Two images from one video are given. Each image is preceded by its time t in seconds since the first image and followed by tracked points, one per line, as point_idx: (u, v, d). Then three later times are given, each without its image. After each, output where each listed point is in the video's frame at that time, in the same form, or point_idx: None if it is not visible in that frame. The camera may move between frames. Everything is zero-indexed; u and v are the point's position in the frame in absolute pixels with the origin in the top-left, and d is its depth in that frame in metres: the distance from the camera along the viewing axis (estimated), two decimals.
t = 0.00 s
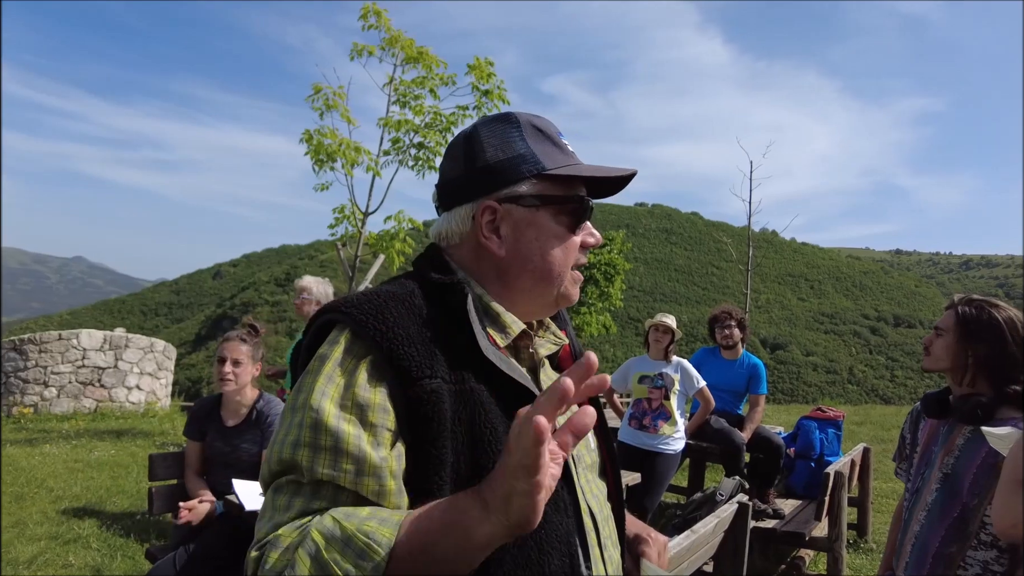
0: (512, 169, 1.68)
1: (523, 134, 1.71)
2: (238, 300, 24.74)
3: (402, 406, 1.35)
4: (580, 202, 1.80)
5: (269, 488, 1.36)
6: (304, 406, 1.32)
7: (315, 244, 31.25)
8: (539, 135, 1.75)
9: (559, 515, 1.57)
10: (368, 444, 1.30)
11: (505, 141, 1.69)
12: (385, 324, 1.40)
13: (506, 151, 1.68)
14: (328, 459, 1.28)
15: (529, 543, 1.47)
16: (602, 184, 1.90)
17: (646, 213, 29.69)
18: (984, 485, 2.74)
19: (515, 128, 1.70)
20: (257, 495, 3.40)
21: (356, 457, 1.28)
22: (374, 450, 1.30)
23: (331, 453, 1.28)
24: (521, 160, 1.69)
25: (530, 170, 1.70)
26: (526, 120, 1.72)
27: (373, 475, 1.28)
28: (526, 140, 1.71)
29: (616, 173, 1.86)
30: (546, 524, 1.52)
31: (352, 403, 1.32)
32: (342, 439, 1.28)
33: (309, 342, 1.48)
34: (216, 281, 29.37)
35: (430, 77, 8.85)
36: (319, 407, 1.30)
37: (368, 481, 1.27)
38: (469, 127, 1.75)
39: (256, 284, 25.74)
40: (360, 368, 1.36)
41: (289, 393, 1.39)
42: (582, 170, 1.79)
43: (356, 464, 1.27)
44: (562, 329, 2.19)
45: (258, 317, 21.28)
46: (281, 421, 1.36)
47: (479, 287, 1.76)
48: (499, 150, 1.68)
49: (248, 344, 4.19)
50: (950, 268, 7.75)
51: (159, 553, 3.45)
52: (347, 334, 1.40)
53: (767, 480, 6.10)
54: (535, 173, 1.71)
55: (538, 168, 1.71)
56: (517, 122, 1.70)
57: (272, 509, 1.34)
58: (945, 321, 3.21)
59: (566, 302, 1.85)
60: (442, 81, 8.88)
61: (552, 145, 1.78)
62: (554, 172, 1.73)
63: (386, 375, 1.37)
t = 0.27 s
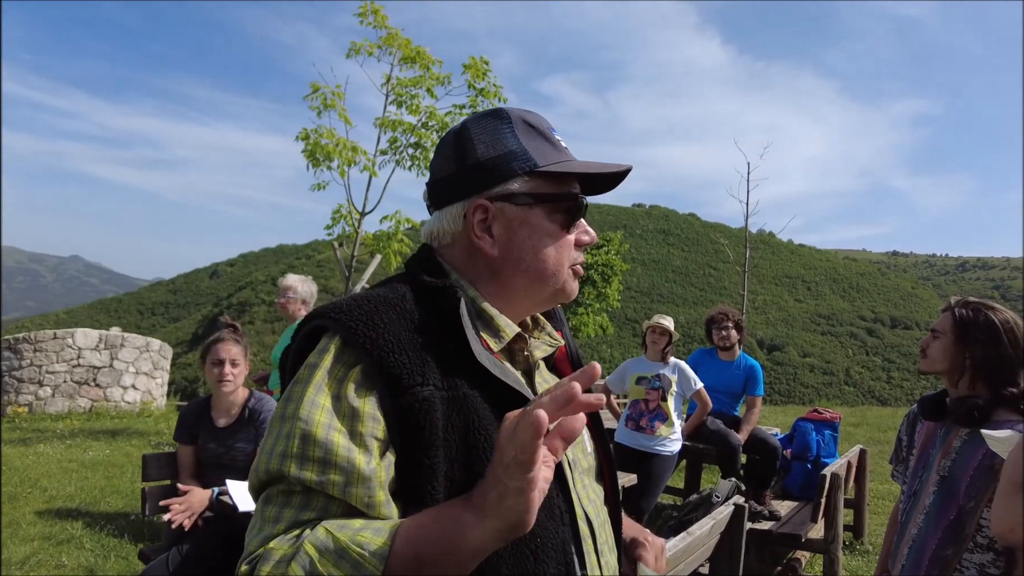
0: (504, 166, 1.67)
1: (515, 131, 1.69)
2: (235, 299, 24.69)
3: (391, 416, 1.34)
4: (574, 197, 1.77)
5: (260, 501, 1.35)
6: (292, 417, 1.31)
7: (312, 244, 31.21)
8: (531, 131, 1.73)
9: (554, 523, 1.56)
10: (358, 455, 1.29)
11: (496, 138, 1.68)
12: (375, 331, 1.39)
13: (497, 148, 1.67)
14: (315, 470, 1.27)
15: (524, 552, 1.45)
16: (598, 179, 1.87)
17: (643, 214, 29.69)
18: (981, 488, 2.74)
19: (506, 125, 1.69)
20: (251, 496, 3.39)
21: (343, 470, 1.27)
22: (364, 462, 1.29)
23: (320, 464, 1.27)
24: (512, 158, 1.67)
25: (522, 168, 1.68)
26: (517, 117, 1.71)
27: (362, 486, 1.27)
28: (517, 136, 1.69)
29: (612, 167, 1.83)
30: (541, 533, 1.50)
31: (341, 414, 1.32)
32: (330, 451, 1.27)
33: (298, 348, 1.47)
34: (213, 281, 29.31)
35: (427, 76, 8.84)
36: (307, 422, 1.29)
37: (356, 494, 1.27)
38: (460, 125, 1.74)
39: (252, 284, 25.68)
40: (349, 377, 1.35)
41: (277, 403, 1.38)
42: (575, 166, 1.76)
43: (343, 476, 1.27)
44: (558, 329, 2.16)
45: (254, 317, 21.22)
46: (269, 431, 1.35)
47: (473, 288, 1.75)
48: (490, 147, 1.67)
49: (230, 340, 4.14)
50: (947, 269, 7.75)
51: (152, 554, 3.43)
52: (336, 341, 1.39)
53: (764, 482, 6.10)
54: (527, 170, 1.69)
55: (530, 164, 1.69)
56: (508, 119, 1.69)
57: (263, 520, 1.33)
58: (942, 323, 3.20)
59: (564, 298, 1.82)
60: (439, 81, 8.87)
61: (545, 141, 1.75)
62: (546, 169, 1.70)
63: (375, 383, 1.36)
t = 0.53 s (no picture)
0: (515, 170, 1.68)
1: (530, 136, 1.71)
2: (235, 299, 24.70)
3: (383, 415, 1.34)
4: (581, 210, 1.78)
5: (251, 497, 1.36)
6: (283, 415, 1.31)
7: (312, 243, 31.22)
8: (546, 139, 1.74)
9: (549, 524, 1.56)
10: (347, 454, 1.29)
11: (511, 142, 1.68)
12: (370, 330, 1.39)
13: (512, 152, 1.68)
14: (302, 466, 1.27)
15: (517, 552, 1.46)
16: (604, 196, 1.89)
17: (644, 215, 29.68)
18: (978, 490, 2.74)
19: (522, 130, 1.70)
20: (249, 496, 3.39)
21: (330, 467, 1.27)
22: (353, 461, 1.29)
23: (306, 462, 1.27)
24: (525, 164, 1.69)
25: (534, 174, 1.69)
26: (533, 122, 1.72)
27: (350, 486, 1.27)
28: (532, 142, 1.70)
29: (621, 186, 1.85)
30: (535, 534, 1.51)
31: (330, 412, 1.32)
32: (318, 448, 1.27)
33: (294, 347, 1.47)
34: (213, 280, 29.32)
35: (427, 76, 8.84)
36: (296, 420, 1.29)
37: (342, 493, 1.27)
38: (474, 122, 1.74)
39: (253, 283, 25.68)
40: (341, 376, 1.36)
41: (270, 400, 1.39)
42: (586, 179, 1.77)
43: (329, 474, 1.27)
44: (556, 332, 2.17)
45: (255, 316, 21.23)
46: (261, 428, 1.36)
47: (471, 288, 1.74)
48: (504, 150, 1.68)
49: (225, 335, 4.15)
50: (948, 272, 7.76)
51: (150, 553, 3.44)
52: (331, 339, 1.39)
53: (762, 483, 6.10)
54: (538, 177, 1.70)
55: (542, 173, 1.70)
56: (525, 123, 1.70)
57: (253, 516, 1.35)
58: (940, 325, 3.19)
59: (559, 308, 1.83)
60: (439, 80, 8.87)
61: (558, 150, 1.76)
62: (558, 177, 1.72)
63: (368, 383, 1.36)
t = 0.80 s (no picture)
0: (521, 175, 1.69)
1: (534, 142, 1.72)
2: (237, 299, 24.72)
3: (390, 418, 1.35)
4: (585, 214, 1.80)
5: (260, 495, 1.38)
6: (292, 416, 1.33)
7: (314, 244, 31.25)
8: (550, 143, 1.75)
9: (551, 526, 1.58)
10: (354, 456, 1.31)
11: (516, 146, 1.69)
12: (378, 333, 1.41)
13: (517, 157, 1.69)
14: (311, 467, 1.29)
15: (520, 554, 1.47)
16: (607, 198, 1.90)
17: (645, 216, 29.74)
18: (977, 492, 2.75)
19: (526, 136, 1.71)
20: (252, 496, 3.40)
21: (338, 467, 1.28)
22: (360, 462, 1.30)
23: (314, 463, 1.29)
24: (530, 169, 1.70)
25: (539, 179, 1.70)
26: (538, 127, 1.73)
27: (356, 487, 1.29)
28: (537, 147, 1.72)
29: (621, 189, 1.86)
30: (538, 537, 1.52)
31: (338, 414, 1.34)
32: (326, 448, 1.29)
33: (303, 348, 1.49)
34: (215, 281, 29.36)
35: (429, 77, 8.85)
36: (305, 421, 1.31)
37: (349, 495, 1.28)
38: (478, 126, 1.75)
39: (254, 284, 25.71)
40: (349, 378, 1.37)
41: (279, 400, 1.41)
42: (589, 182, 1.78)
43: (337, 476, 1.28)
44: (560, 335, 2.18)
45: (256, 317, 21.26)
46: (271, 428, 1.37)
47: (477, 292, 1.76)
48: (510, 154, 1.69)
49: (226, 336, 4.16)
50: (949, 273, 7.77)
51: (152, 553, 3.45)
52: (339, 341, 1.41)
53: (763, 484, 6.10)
54: (543, 182, 1.71)
55: (546, 177, 1.72)
56: (529, 129, 1.71)
57: (261, 514, 1.37)
58: (939, 327, 3.20)
59: (563, 310, 1.85)
60: (441, 81, 8.88)
61: (561, 155, 1.77)
62: (562, 182, 1.73)
63: (376, 385, 1.37)
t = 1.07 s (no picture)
0: (525, 177, 1.70)
1: (540, 144, 1.73)
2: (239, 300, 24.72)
3: (395, 418, 1.36)
4: (589, 218, 1.81)
5: (264, 494, 1.39)
6: (297, 416, 1.34)
7: (316, 245, 31.28)
8: (556, 146, 1.76)
9: (555, 527, 1.58)
10: (359, 456, 1.31)
11: (523, 149, 1.70)
12: (384, 334, 1.42)
13: (523, 159, 1.70)
14: (316, 466, 1.30)
15: (524, 553, 1.48)
16: (612, 204, 1.91)
17: (647, 218, 29.76)
18: (980, 493, 2.76)
19: (534, 139, 1.72)
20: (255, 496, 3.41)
21: (343, 467, 1.29)
22: (365, 462, 1.31)
23: (319, 462, 1.29)
24: (535, 172, 1.71)
25: (544, 182, 1.71)
26: (544, 130, 1.74)
27: (361, 487, 1.29)
28: (543, 150, 1.72)
29: (626, 194, 1.87)
30: (542, 538, 1.53)
31: (343, 414, 1.34)
32: (331, 448, 1.30)
33: (308, 349, 1.49)
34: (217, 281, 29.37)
35: (431, 78, 8.86)
36: (310, 421, 1.31)
37: (354, 494, 1.29)
38: (486, 128, 1.76)
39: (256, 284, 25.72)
40: (354, 379, 1.38)
41: (285, 400, 1.41)
42: (594, 187, 1.80)
43: (342, 475, 1.29)
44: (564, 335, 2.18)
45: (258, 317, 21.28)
46: (276, 428, 1.38)
47: (481, 293, 1.76)
48: (515, 157, 1.69)
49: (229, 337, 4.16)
50: (952, 275, 7.77)
51: (155, 554, 3.47)
52: (345, 342, 1.41)
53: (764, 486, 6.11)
54: (548, 185, 1.72)
55: (552, 180, 1.72)
56: (536, 132, 1.73)
57: (265, 514, 1.37)
58: (948, 328, 3.18)
59: (565, 314, 1.85)
60: (443, 82, 8.89)
61: (567, 157, 1.78)
62: (568, 185, 1.74)
63: (381, 386, 1.38)
